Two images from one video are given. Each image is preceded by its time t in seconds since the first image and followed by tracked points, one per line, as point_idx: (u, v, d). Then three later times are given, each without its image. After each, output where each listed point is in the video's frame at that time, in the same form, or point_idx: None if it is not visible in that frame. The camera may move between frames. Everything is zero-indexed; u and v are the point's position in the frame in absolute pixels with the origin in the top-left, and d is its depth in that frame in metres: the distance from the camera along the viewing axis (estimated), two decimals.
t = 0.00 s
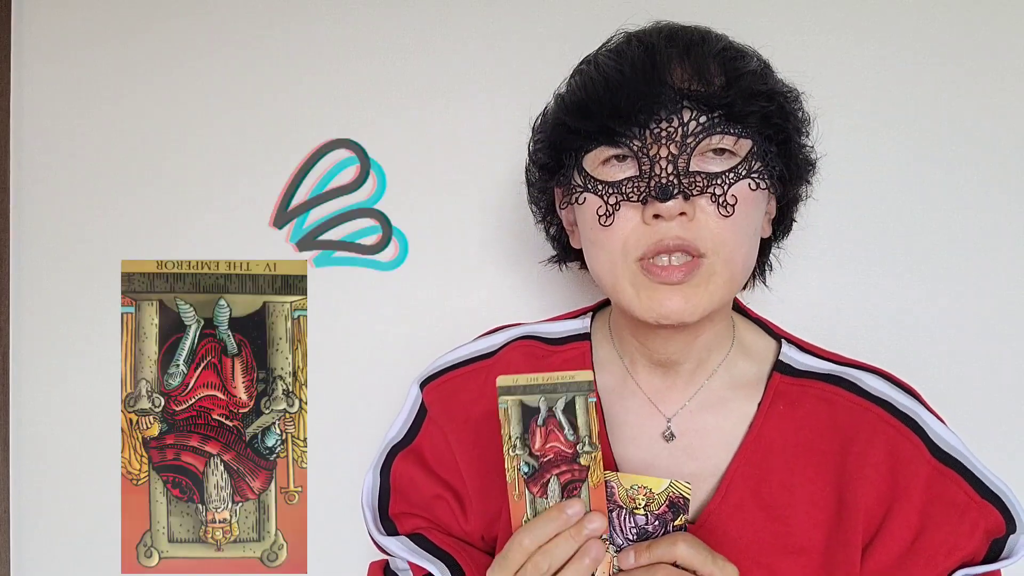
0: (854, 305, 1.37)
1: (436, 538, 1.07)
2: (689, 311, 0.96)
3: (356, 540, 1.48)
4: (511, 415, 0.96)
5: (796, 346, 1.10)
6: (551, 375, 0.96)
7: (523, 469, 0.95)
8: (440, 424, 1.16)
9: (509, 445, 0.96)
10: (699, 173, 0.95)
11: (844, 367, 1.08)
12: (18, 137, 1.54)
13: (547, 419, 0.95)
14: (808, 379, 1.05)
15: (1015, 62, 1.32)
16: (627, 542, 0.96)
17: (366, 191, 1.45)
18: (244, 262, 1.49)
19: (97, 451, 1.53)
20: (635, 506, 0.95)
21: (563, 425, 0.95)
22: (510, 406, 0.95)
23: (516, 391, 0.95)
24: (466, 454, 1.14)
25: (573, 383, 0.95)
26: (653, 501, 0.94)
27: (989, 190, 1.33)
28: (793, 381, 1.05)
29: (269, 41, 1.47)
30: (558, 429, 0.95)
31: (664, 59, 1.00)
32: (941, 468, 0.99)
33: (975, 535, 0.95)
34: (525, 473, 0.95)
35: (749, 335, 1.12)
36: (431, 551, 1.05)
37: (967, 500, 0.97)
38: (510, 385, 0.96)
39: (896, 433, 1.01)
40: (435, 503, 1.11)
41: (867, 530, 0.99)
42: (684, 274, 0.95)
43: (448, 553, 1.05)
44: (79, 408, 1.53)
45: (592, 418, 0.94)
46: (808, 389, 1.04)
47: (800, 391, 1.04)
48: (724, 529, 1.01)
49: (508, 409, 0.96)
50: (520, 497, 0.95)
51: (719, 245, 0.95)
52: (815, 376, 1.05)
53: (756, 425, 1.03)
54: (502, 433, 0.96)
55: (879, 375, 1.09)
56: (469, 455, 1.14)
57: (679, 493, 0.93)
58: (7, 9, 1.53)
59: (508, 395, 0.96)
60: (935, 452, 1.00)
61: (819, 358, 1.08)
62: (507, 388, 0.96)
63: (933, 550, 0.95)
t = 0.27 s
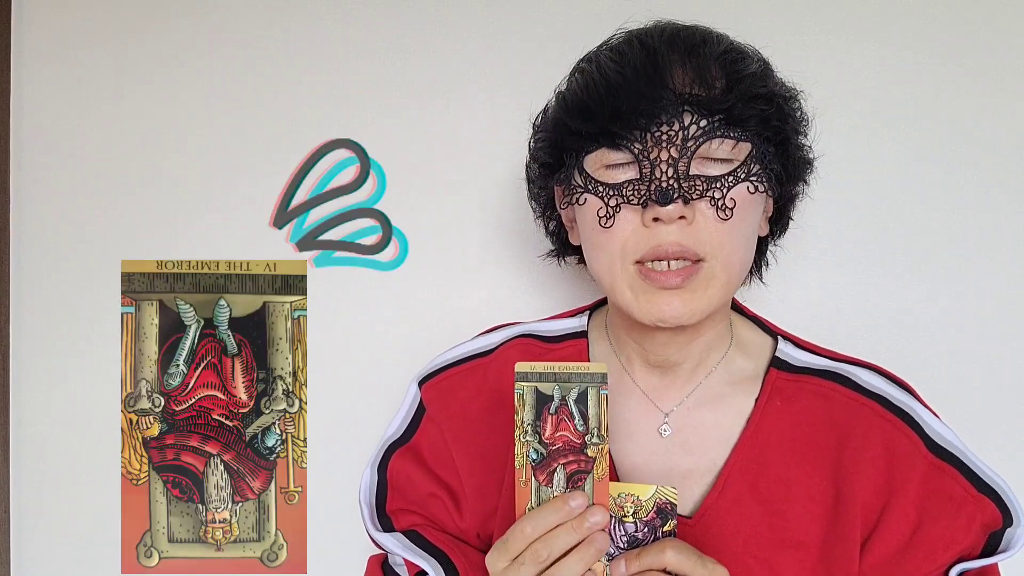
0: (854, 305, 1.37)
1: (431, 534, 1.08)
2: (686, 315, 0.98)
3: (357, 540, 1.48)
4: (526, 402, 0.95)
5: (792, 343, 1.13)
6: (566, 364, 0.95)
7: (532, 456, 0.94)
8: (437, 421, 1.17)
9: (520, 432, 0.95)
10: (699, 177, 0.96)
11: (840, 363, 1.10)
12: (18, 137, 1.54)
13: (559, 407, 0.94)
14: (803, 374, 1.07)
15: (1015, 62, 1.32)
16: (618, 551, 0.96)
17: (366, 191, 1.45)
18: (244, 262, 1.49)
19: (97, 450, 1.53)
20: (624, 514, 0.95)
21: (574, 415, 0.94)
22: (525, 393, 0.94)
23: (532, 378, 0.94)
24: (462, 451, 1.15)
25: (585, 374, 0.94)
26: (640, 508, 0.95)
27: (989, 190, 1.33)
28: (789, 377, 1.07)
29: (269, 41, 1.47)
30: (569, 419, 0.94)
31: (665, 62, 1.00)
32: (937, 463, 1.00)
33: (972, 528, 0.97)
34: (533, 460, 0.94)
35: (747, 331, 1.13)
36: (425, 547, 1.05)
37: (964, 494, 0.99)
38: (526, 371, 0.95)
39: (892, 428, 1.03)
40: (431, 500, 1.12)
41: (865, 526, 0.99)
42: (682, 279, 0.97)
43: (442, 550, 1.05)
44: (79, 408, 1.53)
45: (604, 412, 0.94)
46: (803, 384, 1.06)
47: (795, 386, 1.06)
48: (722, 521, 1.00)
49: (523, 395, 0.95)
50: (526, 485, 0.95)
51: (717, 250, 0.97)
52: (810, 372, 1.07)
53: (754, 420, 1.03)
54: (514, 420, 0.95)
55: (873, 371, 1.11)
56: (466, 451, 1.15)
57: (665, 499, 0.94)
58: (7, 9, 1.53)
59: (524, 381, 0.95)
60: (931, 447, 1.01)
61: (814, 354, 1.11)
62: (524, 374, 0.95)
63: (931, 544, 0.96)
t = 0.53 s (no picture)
0: (855, 305, 1.36)
1: (424, 524, 1.27)
2: (684, 311, 1.06)
3: (357, 541, 1.47)
4: (521, 390, 1.03)
5: (788, 340, 1.28)
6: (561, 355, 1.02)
7: (526, 443, 1.03)
8: (432, 415, 1.37)
9: (515, 420, 1.03)
10: (698, 176, 1.02)
11: (839, 360, 1.27)
12: (18, 137, 1.54)
13: (554, 396, 1.02)
14: (801, 371, 1.22)
15: (1014, 62, 1.32)
16: (612, 541, 1.05)
17: (365, 191, 1.45)
18: (244, 262, 1.49)
19: (97, 451, 1.53)
20: (615, 502, 1.05)
21: (568, 404, 1.02)
22: (520, 382, 1.02)
23: (527, 367, 1.02)
24: (455, 442, 1.33)
25: (580, 365, 1.02)
26: (631, 496, 1.05)
27: (989, 190, 1.33)
28: (787, 372, 1.22)
29: (269, 41, 1.47)
30: (563, 408, 1.02)
31: (666, 63, 1.05)
32: (937, 460, 1.19)
33: (977, 521, 1.15)
34: (527, 447, 1.03)
35: (743, 331, 1.28)
36: (415, 537, 1.25)
37: (968, 487, 1.18)
38: (522, 360, 1.03)
39: (890, 424, 1.19)
40: (424, 492, 1.31)
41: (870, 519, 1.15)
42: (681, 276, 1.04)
43: (433, 537, 1.25)
44: (78, 409, 1.53)
45: (597, 401, 1.01)
46: (802, 379, 1.21)
47: (794, 382, 1.21)
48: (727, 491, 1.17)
49: (519, 384, 1.02)
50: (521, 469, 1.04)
51: (715, 248, 1.04)
52: (808, 369, 1.23)
53: (753, 414, 1.19)
54: (510, 408, 1.03)
55: (870, 368, 1.31)
56: (458, 444, 1.33)
57: (656, 488, 1.04)
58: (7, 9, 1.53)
59: (520, 370, 1.03)
60: (929, 444, 1.19)
61: (811, 352, 1.27)
62: (519, 363, 1.03)
63: (933, 536, 1.13)
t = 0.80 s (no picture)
0: (856, 305, 1.36)
1: (427, 517, 1.29)
2: (685, 315, 1.06)
3: (357, 541, 1.47)
4: (535, 370, 1.11)
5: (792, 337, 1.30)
6: (576, 337, 1.10)
7: (540, 420, 1.10)
8: (436, 410, 1.37)
9: (530, 398, 1.11)
10: (697, 183, 1.03)
11: (846, 357, 1.29)
12: (17, 136, 1.54)
13: (568, 375, 1.10)
14: (806, 366, 1.24)
15: (1015, 62, 1.32)
16: (621, 515, 1.10)
17: (365, 190, 1.45)
18: (244, 262, 1.49)
19: (98, 450, 1.53)
20: (625, 479, 1.10)
21: (581, 383, 1.09)
22: (534, 361, 1.11)
23: (540, 348, 1.11)
24: (459, 437, 1.34)
25: (593, 347, 1.09)
26: (641, 472, 1.09)
27: (989, 191, 1.33)
28: (792, 368, 1.24)
29: (269, 41, 1.47)
30: (576, 387, 1.09)
31: (662, 67, 1.05)
32: (942, 454, 1.23)
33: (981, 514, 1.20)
34: (541, 425, 1.10)
35: (747, 327, 1.30)
36: (422, 530, 1.27)
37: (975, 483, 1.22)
38: (536, 341, 1.11)
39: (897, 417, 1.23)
40: (427, 485, 1.32)
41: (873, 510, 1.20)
42: (681, 281, 1.05)
43: (439, 531, 1.27)
44: (78, 409, 1.53)
45: (609, 381, 1.08)
46: (806, 375, 1.23)
47: (801, 377, 1.23)
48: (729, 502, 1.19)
49: (532, 362, 1.11)
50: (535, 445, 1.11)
51: (715, 253, 1.04)
52: (814, 364, 1.25)
53: (764, 399, 1.22)
54: (525, 385, 1.11)
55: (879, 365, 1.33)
56: (462, 438, 1.34)
57: (665, 465, 1.09)
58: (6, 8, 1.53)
59: (535, 350, 1.11)
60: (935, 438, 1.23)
61: (816, 349, 1.29)
62: (533, 344, 1.11)
63: (935, 527, 1.18)
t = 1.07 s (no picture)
0: (856, 305, 1.36)
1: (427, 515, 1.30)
2: (684, 304, 1.07)
3: (357, 540, 1.46)
4: (531, 361, 1.10)
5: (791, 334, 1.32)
6: (571, 330, 1.10)
7: (535, 411, 1.10)
8: (437, 410, 1.38)
9: (526, 389, 1.10)
10: (697, 172, 1.03)
11: (842, 351, 1.32)
12: (18, 136, 1.54)
13: (563, 367, 1.10)
14: (805, 362, 1.26)
15: (1014, 62, 1.33)
16: (615, 505, 1.11)
17: (366, 190, 1.45)
18: (244, 262, 1.49)
19: (98, 451, 1.53)
20: (620, 470, 1.11)
21: (576, 375, 1.09)
22: (530, 352, 1.10)
23: (536, 339, 1.10)
24: (459, 436, 1.34)
25: (590, 339, 1.09)
26: (636, 463, 1.11)
27: (989, 191, 1.34)
28: (790, 364, 1.26)
29: (269, 41, 1.47)
30: (571, 378, 1.09)
31: (663, 59, 1.06)
32: (938, 446, 1.26)
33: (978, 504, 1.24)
34: (536, 416, 1.10)
35: (745, 325, 1.30)
36: (422, 530, 1.28)
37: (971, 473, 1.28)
38: (532, 333, 1.11)
39: (894, 412, 1.27)
40: (428, 484, 1.33)
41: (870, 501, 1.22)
42: (681, 272, 1.05)
43: (440, 531, 1.28)
44: (78, 408, 1.53)
45: (603, 373, 1.08)
46: (805, 370, 1.25)
47: (799, 372, 1.25)
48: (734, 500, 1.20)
49: (529, 354, 1.10)
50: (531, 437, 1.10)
51: (714, 242, 1.05)
52: (810, 359, 1.27)
53: (761, 396, 1.23)
54: (521, 377, 1.11)
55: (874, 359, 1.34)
56: (462, 437, 1.34)
57: (659, 457, 1.10)
58: (6, 8, 1.53)
59: (531, 341, 1.11)
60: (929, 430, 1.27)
61: (815, 345, 1.31)
62: (529, 335, 1.11)
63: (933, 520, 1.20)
